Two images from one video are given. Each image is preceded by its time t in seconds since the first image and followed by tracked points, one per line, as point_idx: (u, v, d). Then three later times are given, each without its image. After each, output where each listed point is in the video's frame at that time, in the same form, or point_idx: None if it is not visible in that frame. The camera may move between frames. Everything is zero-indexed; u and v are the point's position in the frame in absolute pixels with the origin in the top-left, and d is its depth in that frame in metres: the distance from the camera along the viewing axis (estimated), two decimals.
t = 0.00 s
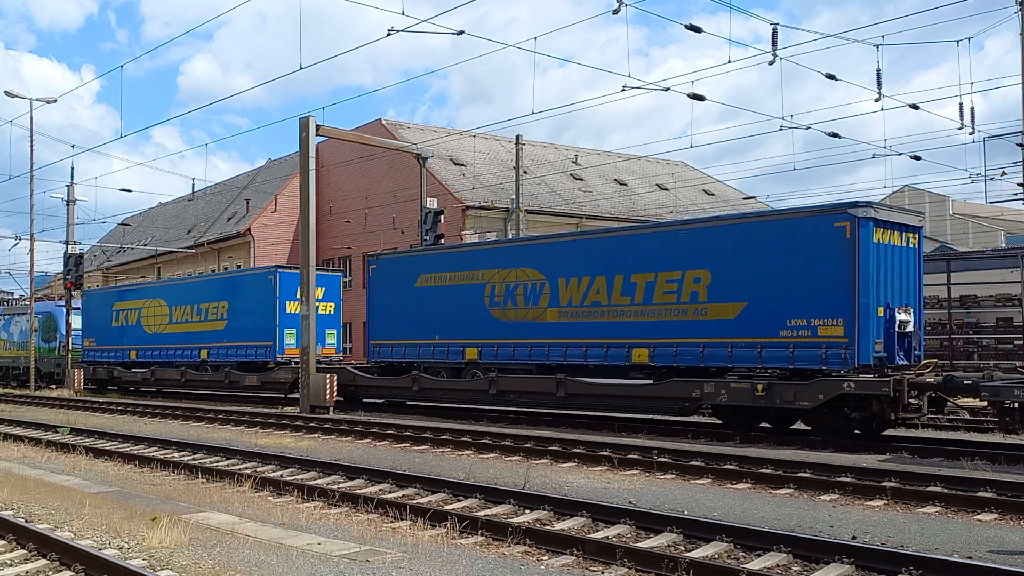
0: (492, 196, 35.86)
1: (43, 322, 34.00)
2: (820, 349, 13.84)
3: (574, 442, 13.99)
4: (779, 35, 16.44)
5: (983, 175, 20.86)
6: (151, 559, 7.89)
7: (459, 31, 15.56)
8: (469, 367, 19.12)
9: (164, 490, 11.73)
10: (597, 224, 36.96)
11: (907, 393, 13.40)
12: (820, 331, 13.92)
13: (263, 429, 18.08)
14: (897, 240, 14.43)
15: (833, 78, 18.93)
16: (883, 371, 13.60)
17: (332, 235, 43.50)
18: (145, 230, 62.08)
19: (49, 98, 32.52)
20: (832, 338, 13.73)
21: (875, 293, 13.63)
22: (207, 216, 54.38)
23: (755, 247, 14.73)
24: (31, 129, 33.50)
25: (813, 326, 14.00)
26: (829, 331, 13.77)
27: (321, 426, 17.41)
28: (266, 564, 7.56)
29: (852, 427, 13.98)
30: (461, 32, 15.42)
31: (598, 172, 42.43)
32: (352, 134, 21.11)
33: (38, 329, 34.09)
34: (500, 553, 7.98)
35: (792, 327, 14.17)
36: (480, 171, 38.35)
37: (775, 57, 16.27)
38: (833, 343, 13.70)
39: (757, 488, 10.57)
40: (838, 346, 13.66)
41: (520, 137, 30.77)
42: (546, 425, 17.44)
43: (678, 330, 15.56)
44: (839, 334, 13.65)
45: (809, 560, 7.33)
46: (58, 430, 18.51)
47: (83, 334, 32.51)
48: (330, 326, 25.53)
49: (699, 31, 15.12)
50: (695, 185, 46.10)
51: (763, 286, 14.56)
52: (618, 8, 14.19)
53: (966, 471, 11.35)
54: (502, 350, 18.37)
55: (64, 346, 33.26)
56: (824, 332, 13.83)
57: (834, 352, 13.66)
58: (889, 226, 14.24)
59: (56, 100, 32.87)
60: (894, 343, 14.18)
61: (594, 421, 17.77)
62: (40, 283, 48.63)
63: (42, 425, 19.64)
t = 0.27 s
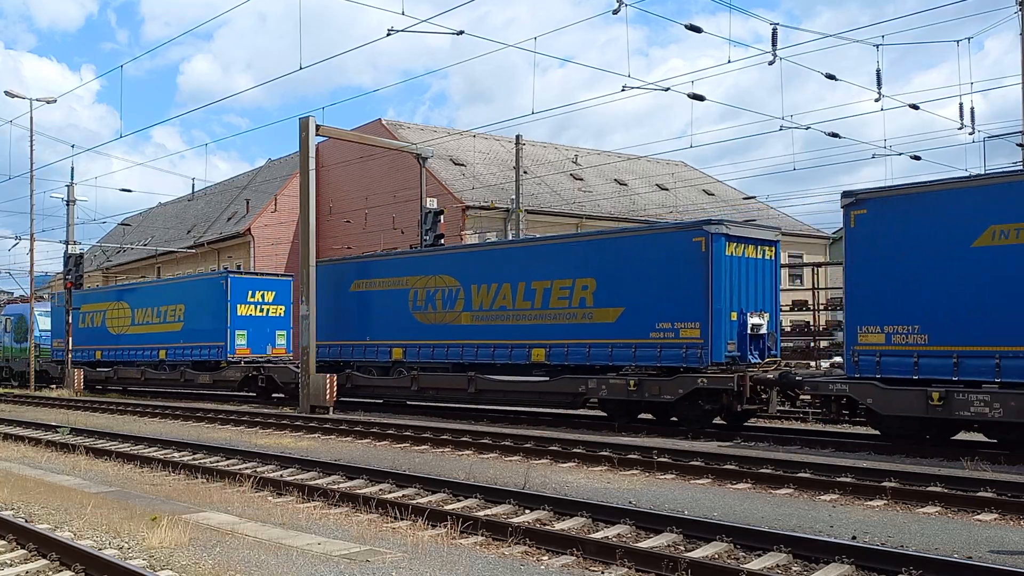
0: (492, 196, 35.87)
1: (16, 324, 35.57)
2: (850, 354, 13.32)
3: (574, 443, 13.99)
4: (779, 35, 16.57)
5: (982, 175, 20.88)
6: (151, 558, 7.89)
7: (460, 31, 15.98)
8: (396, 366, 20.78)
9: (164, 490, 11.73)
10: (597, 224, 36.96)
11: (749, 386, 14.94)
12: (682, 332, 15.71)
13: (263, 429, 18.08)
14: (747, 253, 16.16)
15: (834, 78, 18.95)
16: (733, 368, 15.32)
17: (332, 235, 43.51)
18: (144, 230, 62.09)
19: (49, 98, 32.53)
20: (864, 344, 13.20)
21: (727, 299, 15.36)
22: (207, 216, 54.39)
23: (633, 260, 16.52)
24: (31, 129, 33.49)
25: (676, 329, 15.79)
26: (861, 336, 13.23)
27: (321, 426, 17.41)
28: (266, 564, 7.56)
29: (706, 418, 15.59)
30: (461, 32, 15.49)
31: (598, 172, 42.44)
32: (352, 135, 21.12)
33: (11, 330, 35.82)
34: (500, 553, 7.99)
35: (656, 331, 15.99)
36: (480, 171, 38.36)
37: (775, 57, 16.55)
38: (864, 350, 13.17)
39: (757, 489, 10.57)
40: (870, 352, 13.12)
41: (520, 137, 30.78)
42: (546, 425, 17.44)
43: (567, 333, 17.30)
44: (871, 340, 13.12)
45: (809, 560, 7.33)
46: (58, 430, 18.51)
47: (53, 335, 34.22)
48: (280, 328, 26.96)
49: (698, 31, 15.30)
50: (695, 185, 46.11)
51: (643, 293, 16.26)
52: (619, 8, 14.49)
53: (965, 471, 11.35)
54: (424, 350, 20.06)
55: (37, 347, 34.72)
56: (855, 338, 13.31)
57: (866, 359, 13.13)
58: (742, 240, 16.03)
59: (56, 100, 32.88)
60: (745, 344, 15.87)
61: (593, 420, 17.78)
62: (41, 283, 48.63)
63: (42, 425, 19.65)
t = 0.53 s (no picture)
0: (492, 196, 35.87)
1: None
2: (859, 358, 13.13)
3: (574, 443, 13.99)
4: (779, 36, 16.53)
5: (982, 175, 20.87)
6: (151, 558, 7.89)
7: (459, 31, 15.91)
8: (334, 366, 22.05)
9: (164, 490, 11.73)
10: (597, 224, 36.95)
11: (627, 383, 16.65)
12: (573, 335, 17.30)
13: (263, 429, 18.08)
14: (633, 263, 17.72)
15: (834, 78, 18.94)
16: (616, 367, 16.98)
17: (332, 235, 43.53)
18: (144, 230, 62.11)
19: (49, 98, 32.51)
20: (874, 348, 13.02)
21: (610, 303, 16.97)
22: (207, 216, 54.41)
23: (535, 269, 18.11)
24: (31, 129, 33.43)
25: (568, 331, 17.39)
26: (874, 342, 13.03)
27: (320, 426, 17.41)
28: (266, 564, 7.56)
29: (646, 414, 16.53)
30: (461, 32, 15.54)
31: (598, 172, 42.45)
32: (352, 134, 21.10)
33: None
34: (500, 553, 7.98)
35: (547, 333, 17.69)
36: (480, 171, 38.37)
37: (775, 57, 16.41)
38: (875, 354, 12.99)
39: (757, 488, 10.57)
40: (881, 356, 12.95)
41: (520, 137, 30.76)
42: (546, 425, 17.44)
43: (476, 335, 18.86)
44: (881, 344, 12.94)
45: (809, 560, 7.33)
46: (58, 430, 18.51)
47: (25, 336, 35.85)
48: (234, 329, 28.70)
49: (698, 31, 15.21)
50: (695, 185, 46.11)
51: (543, 300, 17.85)
52: (619, 8, 14.35)
53: (966, 470, 11.35)
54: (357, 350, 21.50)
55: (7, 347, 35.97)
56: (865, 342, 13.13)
57: (877, 362, 12.95)
58: (626, 251, 17.63)
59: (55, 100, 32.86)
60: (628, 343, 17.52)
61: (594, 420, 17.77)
62: (40, 283, 48.63)
63: (43, 424, 19.65)
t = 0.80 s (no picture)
0: (492, 196, 35.87)
1: None
2: (866, 361, 13.05)
3: (574, 443, 13.99)
4: (778, 36, 16.57)
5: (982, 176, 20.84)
6: (150, 558, 7.89)
7: (459, 31, 15.94)
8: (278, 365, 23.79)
9: (164, 490, 11.73)
10: (597, 224, 36.93)
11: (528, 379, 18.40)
12: (484, 336, 18.90)
13: (263, 429, 18.08)
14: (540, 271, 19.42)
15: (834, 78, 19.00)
16: (520, 364, 18.68)
17: (332, 235, 43.52)
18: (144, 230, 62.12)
19: (48, 98, 32.45)
20: (878, 350, 12.92)
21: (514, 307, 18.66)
22: (207, 216, 54.42)
23: (451, 277, 19.67)
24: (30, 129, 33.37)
25: (479, 333, 18.96)
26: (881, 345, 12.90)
27: (321, 426, 17.40)
28: (266, 564, 7.56)
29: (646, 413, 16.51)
30: (461, 32, 15.52)
31: (598, 172, 42.45)
32: (352, 134, 21.13)
33: None
34: (500, 553, 7.98)
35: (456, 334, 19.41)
36: (480, 171, 38.36)
37: (775, 57, 16.53)
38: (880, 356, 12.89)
39: (757, 489, 10.57)
40: (886, 358, 12.85)
41: (520, 137, 30.76)
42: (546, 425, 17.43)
43: (402, 334, 20.47)
44: (886, 345, 12.84)
45: (809, 560, 7.33)
46: (58, 430, 18.51)
47: None
48: (193, 330, 30.40)
49: (698, 31, 15.28)
50: (695, 185, 46.12)
51: (458, 305, 19.43)
52: (619, 8, 14.45)
53: (966, 471, 11.35)
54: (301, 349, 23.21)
55: None
56: (872, 345, 13.01)
57: (882, 364, 12.85)
58: (533, 261, 19.30)
59: (55, 100, 32.85)
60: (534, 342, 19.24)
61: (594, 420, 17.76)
62: (40, 283, 48.63)
63: (42, 424, 19.64)
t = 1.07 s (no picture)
0: (492, 196, 35.88)
1: None
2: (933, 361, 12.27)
3: (574, 442, 13.99)
4: (779, 35, 16.53)
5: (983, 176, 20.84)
6: (150, 559, 7.89)
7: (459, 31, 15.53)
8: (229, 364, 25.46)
9: (164, 490, 11.73)
10: (597, 224, 36.94)
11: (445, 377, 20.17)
12: (409, 337, 20.60)
13: (263, 429, 18.08)
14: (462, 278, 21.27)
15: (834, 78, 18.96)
16: (441, 364, 20.49)
17: (332, 235, 43.52)
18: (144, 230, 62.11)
19: (48, 98, 32.40)
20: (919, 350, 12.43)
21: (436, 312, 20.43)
22: (207, 216, 54.44)
23: (381, 282, 21.36)
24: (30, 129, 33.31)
25: (404, 335, 20.70)
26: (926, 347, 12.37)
27: (321, 426, 17.41)
28: (266, 564, 7.56)
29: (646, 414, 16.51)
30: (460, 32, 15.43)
31: (598, 172, 42.46)
32: (352, 134, 21.10)
33: None
34: (500, 553, 7.99)
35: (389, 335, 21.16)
36: (480, 171, 38.36)
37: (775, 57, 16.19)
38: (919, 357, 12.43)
39: (757, 488, 10.57)
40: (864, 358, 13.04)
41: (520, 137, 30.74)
42: (546, 425, 17.44)
43: (339, 335, 22.20)
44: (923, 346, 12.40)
45: (809, 560, 7.33)
46: (58, 430, 18.51)
47: None
48: (156, 332, 31.43)
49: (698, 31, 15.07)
50: (695, 185, 46.14)
51: (386, 309, 21.16)
52: (619, 8, 14.12)
53: (966, 470, 11.35)
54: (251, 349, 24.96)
55: None
56: (914, 345, 12.49)
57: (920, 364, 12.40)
58: (454, 269, 21.09)
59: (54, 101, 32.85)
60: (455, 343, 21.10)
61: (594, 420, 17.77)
62: (40, 283, 48.64)
63: (42, 425, 19.65)
